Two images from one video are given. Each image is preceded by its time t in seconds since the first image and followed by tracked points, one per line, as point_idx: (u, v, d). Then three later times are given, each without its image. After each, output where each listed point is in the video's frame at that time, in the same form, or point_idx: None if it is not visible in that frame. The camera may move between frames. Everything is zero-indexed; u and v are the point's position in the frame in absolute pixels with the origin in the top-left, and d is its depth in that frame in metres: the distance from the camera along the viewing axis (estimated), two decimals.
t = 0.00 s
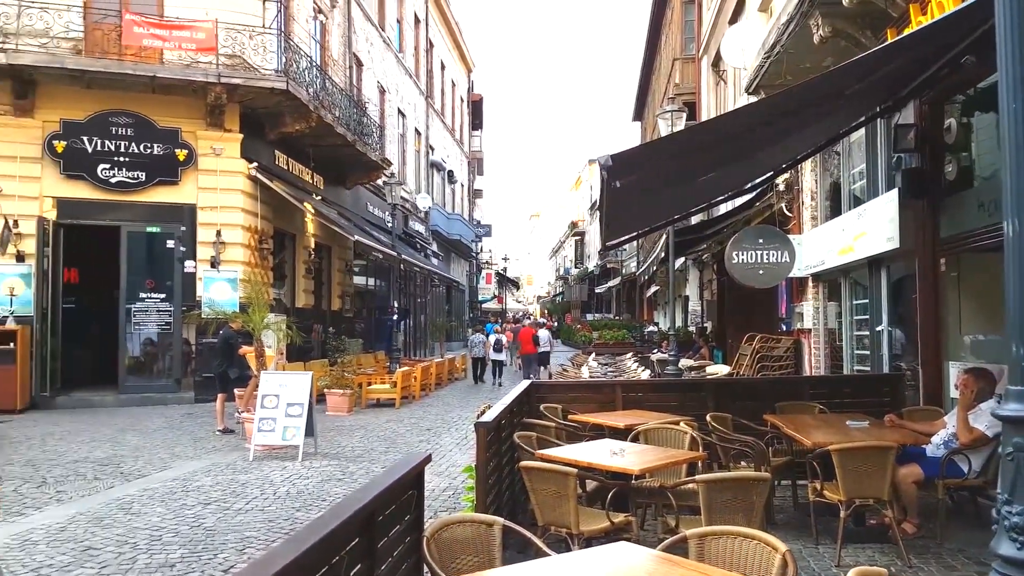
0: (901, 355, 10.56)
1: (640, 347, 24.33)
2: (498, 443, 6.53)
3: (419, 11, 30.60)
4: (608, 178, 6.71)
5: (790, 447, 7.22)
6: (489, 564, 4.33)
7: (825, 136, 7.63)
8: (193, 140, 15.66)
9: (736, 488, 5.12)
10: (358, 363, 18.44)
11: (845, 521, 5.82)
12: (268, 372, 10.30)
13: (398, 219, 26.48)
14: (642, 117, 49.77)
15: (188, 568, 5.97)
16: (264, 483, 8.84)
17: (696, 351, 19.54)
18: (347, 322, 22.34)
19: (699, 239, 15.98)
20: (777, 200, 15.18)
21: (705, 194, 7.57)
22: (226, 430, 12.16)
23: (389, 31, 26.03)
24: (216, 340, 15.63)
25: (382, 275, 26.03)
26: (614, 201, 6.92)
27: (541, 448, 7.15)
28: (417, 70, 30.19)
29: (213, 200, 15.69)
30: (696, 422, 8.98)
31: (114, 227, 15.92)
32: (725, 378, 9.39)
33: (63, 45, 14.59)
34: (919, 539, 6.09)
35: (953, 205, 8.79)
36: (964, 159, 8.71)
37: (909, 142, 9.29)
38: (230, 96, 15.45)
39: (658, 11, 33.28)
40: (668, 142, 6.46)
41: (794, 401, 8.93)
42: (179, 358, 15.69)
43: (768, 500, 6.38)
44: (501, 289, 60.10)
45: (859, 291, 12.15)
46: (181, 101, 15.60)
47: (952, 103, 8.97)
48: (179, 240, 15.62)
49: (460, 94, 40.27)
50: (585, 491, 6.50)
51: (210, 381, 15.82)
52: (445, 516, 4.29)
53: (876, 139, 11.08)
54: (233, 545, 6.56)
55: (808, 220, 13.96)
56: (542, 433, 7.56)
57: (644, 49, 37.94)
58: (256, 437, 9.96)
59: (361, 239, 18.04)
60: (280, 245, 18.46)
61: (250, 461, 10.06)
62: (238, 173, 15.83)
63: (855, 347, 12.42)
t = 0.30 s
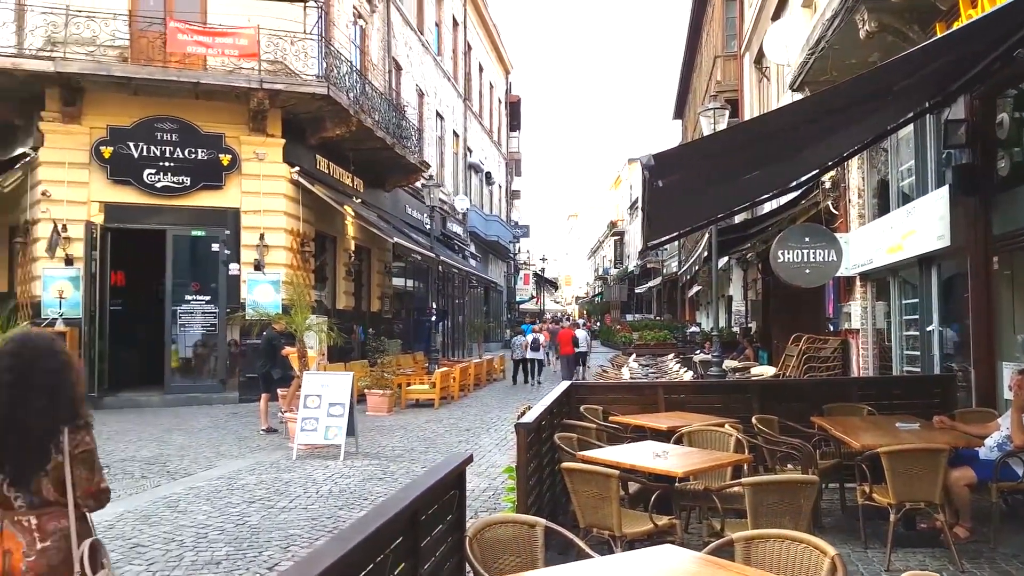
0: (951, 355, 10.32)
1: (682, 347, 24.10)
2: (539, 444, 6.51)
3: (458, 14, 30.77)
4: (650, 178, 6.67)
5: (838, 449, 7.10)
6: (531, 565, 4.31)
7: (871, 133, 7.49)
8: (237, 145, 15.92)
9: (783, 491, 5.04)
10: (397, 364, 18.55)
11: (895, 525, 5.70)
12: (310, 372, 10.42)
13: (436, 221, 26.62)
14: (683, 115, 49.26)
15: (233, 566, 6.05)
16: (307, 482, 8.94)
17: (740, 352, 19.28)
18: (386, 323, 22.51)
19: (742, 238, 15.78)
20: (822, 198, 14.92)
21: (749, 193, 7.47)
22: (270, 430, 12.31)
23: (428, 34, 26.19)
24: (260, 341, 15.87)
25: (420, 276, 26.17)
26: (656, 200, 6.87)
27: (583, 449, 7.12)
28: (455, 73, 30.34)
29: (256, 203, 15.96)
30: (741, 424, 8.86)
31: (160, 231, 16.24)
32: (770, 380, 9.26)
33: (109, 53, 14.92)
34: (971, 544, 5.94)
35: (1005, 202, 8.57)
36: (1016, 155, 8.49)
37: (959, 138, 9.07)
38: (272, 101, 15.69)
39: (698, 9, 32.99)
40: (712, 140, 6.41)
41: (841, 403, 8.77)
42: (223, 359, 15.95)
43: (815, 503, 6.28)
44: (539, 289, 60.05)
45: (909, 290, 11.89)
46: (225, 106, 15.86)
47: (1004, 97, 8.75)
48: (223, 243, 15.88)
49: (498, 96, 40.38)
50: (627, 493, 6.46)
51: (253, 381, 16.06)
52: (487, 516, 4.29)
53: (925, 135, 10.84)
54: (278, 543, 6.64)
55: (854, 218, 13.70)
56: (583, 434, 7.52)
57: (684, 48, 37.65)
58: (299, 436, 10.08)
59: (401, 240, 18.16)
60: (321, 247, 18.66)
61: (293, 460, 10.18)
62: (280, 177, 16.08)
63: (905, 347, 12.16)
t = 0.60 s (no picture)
0: (1005, 355, 10.06)
1: (726, 348, 23.86)
2: (581, 445, 6.48)
3: (496, 16, 30.86)
4: (693, 177, 6.62)
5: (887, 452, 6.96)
6: (573, 567, 4.28)
7: (920, 129, 7.33)
8: (279, 149, 16.18)
9: (833, 494, 4.97)
10: (437, 365, 18.66)
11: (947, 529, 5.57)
12: (352, 373, 10.52)
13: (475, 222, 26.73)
14: (725, 113, 48.74)
15: (278, 564, 6.13)
16: (349, 481, 9.01)
17: (787, 353, 19.00)
18: (425, 324, 22.65)
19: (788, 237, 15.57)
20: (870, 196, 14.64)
21: (794, 192, 7.36)
22: (313, 430, 12.44)
23: (467, 36, 26.32)
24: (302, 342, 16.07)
25: (458, 277, 26.30)
26: (699, 199, 6.82)
27: (625, 451, 7.07)
28: (493, 75, 30.45)
29: (299, 207, 16.24)
30: (787, 426, 8.74)
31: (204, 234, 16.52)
32: (817, 381, 9.12)
33: (155, 60, 15.21)
34: None
35: None
36: None
37: (1013, 132, 8.83)
38: (313, 106, 15.90)
39: (740, 5, 32.64)
40: (763, 134, 6.30)
41: (891, 404, 8.60)
42: (266, 359, 16.17)
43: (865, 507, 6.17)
44: (578, 290, 59.91)
45: (960, 289, 11.61)
46: (269, 112, 16.11)
47: None
48: (266, 246, 16.14)
49: (537, 97, 40.42)
50: (671, 496, 6.41)
51: (296, 382, 16.25)
52: (529, 517, 4.28)
53: (976, 130, 10.59)
54: (321, 541, 6.71)
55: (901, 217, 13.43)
56: (625, 436, 7.47)
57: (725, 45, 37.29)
58: (341, 436, 10.18)
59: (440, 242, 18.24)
60: (361, 249, 18.82)
61: (336, 459, 10.28)
62: (321, 181, 16.34)
63: (956, 348, 11.88)
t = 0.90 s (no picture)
0: None
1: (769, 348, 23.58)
2: (622, 447, 6.44)
3: (533, 16, 30.87)
4: (737, 176, 6.57)
5: (938, 454, 6.81)
6: (617, 570, 4.25)
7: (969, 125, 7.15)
8: (320, 153, 16.38)
9: (880, 498, 4.88)
10: (475, 366, 18.71)
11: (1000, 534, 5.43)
12: (392, 374, 10.61)
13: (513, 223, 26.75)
14: (768, 110, 48.03)
15: (321, 562, 6.19)
16: (390, 481, 9.09)
17: (832, 354, 18.67)
18: (463, 324, 22.74)
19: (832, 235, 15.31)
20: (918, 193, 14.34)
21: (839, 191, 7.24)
22: (354, 429, 12.56)
23: (504, 38, 26.37)
24: (343, 342, 16.24)
25: (496, 277, 26.35)
26: (743, 198, 6.76)
27: (667, 452, 7.02)
28: (531, 75, 30.44)
29: (338, 210, 16.42)
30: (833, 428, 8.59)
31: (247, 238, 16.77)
32: (864, 383, 8.96)
33: (197, 66, 15.47)
34: None
35: None
36: None
37: None
38: (352, 110, 16.05)
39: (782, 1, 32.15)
40: (804, 136, 6.40)
41: (941, 406, 8.41)
42: (307, 360, 16.38)
43: (914, 511, 6.04)
44: (617, 290, 59.62)
45: (1013, 288, 11.30)
46: (310, 116, 16.32)
47: None
48: (307, 249, 16.37)
49: (574, 96, 40.30)
50: (714, 498, 6.35)
51: (337, 382, 16.42)
52: (571, 519, 4.28)
53: None
54: (362, 540, 6.77)
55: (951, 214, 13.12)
56: (667, 438, 7.41)
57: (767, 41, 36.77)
58: (381, 436, 10.27)
59: (479, 243, 18.29)
60: (400, 251, 18.96)
61: (376, 459, 10.36)
62: (361, 183, 16.51)
63: (1009, 349, 11.58)
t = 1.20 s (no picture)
0: None
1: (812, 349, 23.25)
2: (663, 450, 6.37)
3: (570, 15, 30.77)
4: (781, 173, 6.44)
5: (988, 458, 6.63)
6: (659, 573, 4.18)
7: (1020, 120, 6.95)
8: (358, 155, 16.50)
9: (929, 502, 4.75)
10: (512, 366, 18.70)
11: None
12: (429, 374, 10.64)
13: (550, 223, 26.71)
14: (810, 107, 47.28)
15: (361, 561, 6.22)
16: (428, 481, 9.11)
17: (878, 355, 18.32)
18: (500, 325, 22.76)
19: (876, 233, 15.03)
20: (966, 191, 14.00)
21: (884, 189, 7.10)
22: (392, 429, 12.63)
23: (541, 37, 26.36)
24: (381, 343, 16.33)
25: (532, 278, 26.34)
26: (786, 197, 6.64)
27: (708, 455, 6.93)
28: (568, 74, 30.38)
29: (376, 211, 16.53)
30: (880, 430, 8.41)
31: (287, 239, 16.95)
32: (910, 385, 8.77)
33: (236, 69, 15.67)
34: None
35: None
36: None
37: None
38: (390, 112, 16.14)
39: None
40: (846, 132, 6.29)
41: (992, 408, 8.19)
42: (346, 360, 16.50)
43: (964, 515, 5.89)
44: (655, 290, 59.21)
45: None
46: (347, 119, 16.45)
47: None
48: (345, 250, 16.51)
49: (612, 95, 40.13)
50: (758, 501, 6.25)
51: (375, 382, 16.52)
52: (612, 521, 4.23)
53: None
54: (401, 539, 6.79)
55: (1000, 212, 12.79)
56: (709, 440, 7.32)
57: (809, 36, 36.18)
58: (419, 436, 10.31)
59: (515, 244, 18.29)
60: (437, 251, 19.03)
61: (415, 459, 10.40)
62: (398, 185, 16.63)
63: None
